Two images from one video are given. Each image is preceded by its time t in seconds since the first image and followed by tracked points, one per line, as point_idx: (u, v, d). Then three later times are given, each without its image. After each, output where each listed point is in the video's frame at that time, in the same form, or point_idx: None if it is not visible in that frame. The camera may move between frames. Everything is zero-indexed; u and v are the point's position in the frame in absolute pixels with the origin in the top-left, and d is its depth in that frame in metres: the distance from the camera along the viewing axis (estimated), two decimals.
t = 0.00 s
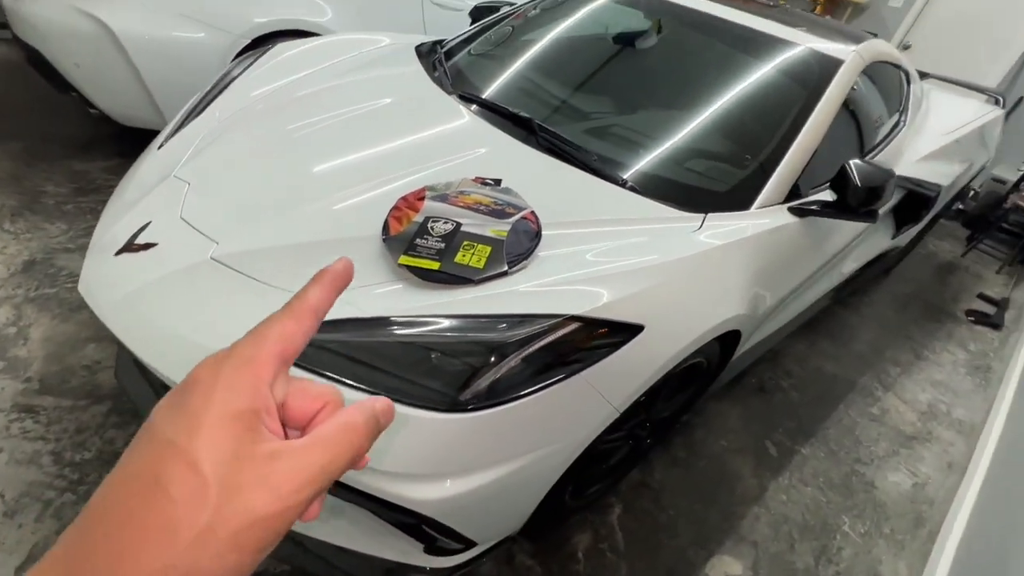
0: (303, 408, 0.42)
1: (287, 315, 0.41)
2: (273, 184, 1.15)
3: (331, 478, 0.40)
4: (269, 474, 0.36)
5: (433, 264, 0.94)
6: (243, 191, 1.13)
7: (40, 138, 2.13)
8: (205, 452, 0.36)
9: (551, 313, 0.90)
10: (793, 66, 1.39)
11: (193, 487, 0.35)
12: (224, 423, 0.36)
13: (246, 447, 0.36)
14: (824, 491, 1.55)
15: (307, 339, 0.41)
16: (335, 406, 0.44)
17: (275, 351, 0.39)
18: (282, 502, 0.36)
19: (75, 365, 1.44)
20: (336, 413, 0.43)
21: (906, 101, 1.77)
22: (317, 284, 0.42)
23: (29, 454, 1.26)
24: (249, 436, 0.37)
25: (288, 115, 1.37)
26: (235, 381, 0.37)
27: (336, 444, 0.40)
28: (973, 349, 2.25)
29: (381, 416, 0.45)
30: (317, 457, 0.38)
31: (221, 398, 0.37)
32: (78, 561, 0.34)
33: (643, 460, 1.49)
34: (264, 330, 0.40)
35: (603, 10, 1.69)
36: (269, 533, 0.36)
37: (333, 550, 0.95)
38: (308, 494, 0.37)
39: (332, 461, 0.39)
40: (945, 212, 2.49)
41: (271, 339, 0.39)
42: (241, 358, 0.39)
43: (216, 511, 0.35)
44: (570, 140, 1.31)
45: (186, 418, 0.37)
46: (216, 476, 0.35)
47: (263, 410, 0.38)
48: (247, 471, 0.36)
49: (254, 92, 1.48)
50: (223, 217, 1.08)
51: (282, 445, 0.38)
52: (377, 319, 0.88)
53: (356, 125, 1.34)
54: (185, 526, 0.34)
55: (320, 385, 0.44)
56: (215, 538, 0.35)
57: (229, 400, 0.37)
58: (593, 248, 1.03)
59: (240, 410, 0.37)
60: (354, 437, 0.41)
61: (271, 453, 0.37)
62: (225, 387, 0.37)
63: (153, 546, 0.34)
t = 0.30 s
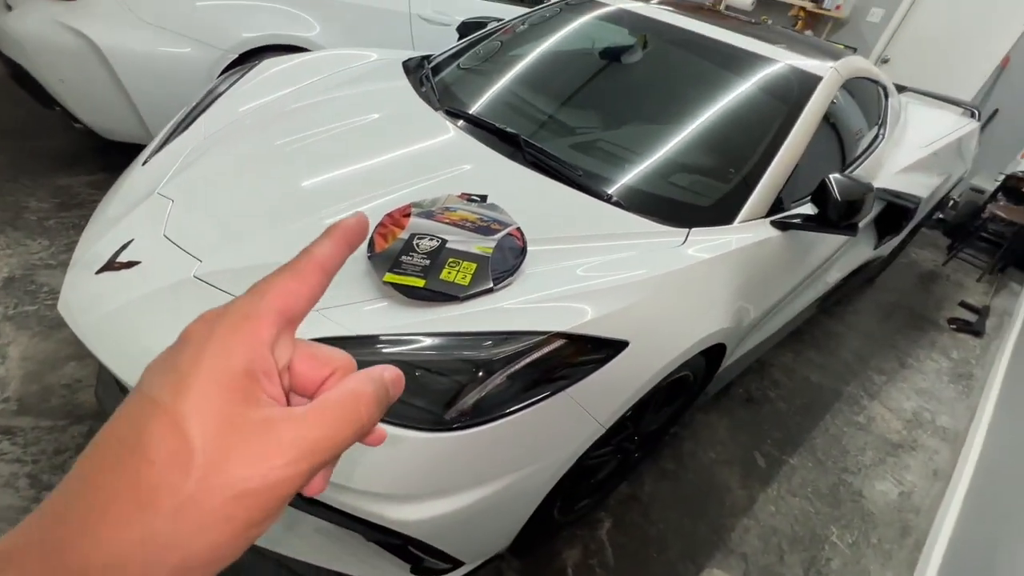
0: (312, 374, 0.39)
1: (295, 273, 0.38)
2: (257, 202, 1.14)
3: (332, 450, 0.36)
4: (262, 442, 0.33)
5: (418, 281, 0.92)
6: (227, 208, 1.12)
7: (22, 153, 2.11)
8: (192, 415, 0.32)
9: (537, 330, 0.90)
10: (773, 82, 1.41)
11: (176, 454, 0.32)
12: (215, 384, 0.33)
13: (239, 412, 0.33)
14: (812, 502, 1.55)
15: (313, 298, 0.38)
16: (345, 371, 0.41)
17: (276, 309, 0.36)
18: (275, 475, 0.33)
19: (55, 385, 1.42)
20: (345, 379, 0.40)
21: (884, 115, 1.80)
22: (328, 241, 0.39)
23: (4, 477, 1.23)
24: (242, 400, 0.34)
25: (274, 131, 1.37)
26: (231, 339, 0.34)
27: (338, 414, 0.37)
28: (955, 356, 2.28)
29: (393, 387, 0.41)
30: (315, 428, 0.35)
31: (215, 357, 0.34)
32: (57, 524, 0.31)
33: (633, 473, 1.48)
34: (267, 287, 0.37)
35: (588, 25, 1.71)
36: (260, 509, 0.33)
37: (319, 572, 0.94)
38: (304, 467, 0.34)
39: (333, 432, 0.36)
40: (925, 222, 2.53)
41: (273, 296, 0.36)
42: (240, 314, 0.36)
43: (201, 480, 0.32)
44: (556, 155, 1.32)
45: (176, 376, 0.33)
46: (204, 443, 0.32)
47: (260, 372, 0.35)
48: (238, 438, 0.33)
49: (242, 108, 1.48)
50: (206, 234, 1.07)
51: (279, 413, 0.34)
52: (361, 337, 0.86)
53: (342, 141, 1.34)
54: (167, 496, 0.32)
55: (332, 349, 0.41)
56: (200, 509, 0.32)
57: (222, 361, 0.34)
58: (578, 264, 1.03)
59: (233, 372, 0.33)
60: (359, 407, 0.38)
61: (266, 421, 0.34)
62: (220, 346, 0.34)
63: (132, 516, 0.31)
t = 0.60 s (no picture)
0: (324, 381, 0.42)
1: (308, 287, 0.40)
2: (248, 213, 1.13)
3: (340, 454, 0.38)
4: (275, 444, 0.35)
5: (411, 291, 0.91)
6: (218, 220, 1.11)
7: (8, 163, 2.08)
8: (212, 417, 0.34)
9: (532, 340, 0.90)
10: (761, 90, 1.42)
11: (195, 453, 0.34)
12: (234, 388, 0.35)
13: (255, 416, 0.36)
14: (807, 507, 1.55)
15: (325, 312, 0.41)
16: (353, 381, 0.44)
17: (291, 320, 0.38)
18: (287, 476, 0.35)
19: (39, 400, 1.39)
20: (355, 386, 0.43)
21: (871, 122, 1.82)
22: (340, 256, 0.42)
23: None
24: (257, 404, 0.36)
25: (265, 141, 1.36)
26: (248, 348, 0.37)
27: (346, 420, 0.39)
28: (945, 359, 2.30)
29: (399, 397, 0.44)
30: (325, 432, 0.37)
31: (233, 362, 0.36)
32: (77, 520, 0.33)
33: (629, 481, 1.48)
34: (283, 299, 0.39)
35: (579, 34, 1.72)
36: (272, 509, 0.35)
37: None
38: (313, 469, 0.36)
39: (341, 437, 0.38)
40: (913, 227, 2.56)
41: (288, 308, 0.39)
42: (257, 325, 0.38)
43: (217, 478, 0.34)
44: (548, 164, 1.32)
45: (197, 381, 0.36)
46: (222, 443, 0.34)
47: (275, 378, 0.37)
48: (253, 440, 0.35)
49: (233, 117, 1.47)
50: (196, 246, 1.05)
51: (292, 417, 0.37)
52: (355, 348, 0.84)
53: (333, 151, 1.33)
54: (184, 493, 0.33)
55: (342, 359, 0.44)
56: (215, 507, 0.34)
57: (239, 366, 0.36)
58: (572, 274, 1.03)
59: (250, 377, 0.36)
60: (366, 414, 0.40)
61: (279, 424, 0.36)
62: (238, 353, 0.37)
63: (152, 511, 0.32)
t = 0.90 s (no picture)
0: (320, 391, 0.42)
1: (303, 300, 0.41)
2: (239, 224, 1.12)
3: (336, 464, 0.38)
4: (272, 454, 0.35)
5: (403, 303, 0.90)
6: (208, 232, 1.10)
7: None
8: (209, 426, 0.34)
9: (525, 350, 0.89)
10: (749, 98, 1.43)
11: (192, 462, 0.33)
12: (232, 398, 0.35)
13: (252, 425, 0.35)
14: (803, 513, 1.55)
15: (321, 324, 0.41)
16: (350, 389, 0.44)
17: (287, 332, 0.39)
18: (283, 486, 0.35)
19: (26, 415, 1.37)
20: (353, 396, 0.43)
21: (858, 128, 1.84)
22: (336, 269, 0.43)
23: None
24: (255, 414, 0.36)
25: (256, 151, 1.35)
26: (246, 357, 0.37)
27: (342, 430, 0.39)
28: (935, 362, 2.31)
29: (396, 407, 0.44)
30: (321, 441, 0.37)
31: (231, 372, 0.36)
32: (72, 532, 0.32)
33: (624, 490, 1.47)
34: (280, 311, 0.40)
35: (570, 43, 1.72)
36: (267, 519, 0.34)
37: None
38: (309, 480, 0.36)
39: (337, 447, 0.38)
40: (901, 231, 2.58)
41: (285, 321, 0.39)
42: (255, 336, 0.39)
43: (214, 486, 0.33)
44: (540, 173, 1.32)
45: (194, 392, 0.36)
46: (220, 452, 0.34)
47: (272, 388, 0.37)
48: (250, 447, 0.35)
49: (224, 128, 1.47)
50: (187, 258, 1.04)
51: (288, 427, 0.37)
52: (349, 361, 0.83)
53: (325, 161, 1.33)
54: (181, 503, 0.33)
55: (339, 369, 0.44)
56: (212, 516, 0.33)
57: (237, 376, 0.36)
58: (565, 284, 1.03)
59: (248, 386, 0.36)
60: (362, 425, 0.41)
61: (276, 434, 0.36)
62: (236, 362, 0.37)
63: (150, 521, 0.32)
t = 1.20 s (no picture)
0: (326, 333, 0.41)
1: (306, 244, 0.38)
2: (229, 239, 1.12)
3: (347, 399, 0.37)
4: (282, 391, 0.34)
5: (395, 316, 0.89)
6: (197, 247, 1.10)
7: None
8: (218, 363, 0.33)
9: (517, 363, 0.89)
10: (737, 107, 1.44)
11: (202, 400, 0.32)
12: (239, 335, 0.34)
13: (261, 362, 0.34)
14: (797, 519, 1.56)
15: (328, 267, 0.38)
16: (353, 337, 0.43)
17: (292, 277, 0.37)
18: (295, 421, 0.34)
19: (13, 433, 1.36)
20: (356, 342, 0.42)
21: (845, 135, 1.86)
22: (338, 215, 0.39)
23: None
24: (263, 351, 0.34)
25: (247, 164, 1.35)
26: (254, 297, 0.35)
27: (352, 365, 0.37)
28: (925, 365, 2.33)
29: (406, 351, 0.41)
30: (331, 376, 0.36)
31: (238, 313, 0.35)
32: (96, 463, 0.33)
33: (619, 499, 1.47)
34: (284, 256, 0.38)
35: (561, 53, 1.73)
36: (282, 452, 0.34)
37: None
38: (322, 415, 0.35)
39: (346, 382, 0.37)
40: (890, 235, 2.61)
41: (289, 264, 0.37)
42: (260, 278, 0.37)
43: (225, 422, 0.33)
44: (530, 184, 1.32)
45: (203, 330, 0.34)
46: (228, 390, 0.33)
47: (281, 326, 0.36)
48: (259, 385, 0.33)
49: (215, 141, 1.46)
50: (176, 273, 1.04)
51: (297, 365, 0.35)
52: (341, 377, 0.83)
53: (316, 173, 1.33)
54: (195, 436, 0.32)
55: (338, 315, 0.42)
56: (225, 448, 0.33)
57: (243, 315, 0.34)
58: (556, 296, 1.03)
59: (255, 326, 0.34)
60: (373, 363, 0.39)
61: (286, 372, 0.35)
62: (243, 303, 0.35)
63: (168, 454, 0.32)
